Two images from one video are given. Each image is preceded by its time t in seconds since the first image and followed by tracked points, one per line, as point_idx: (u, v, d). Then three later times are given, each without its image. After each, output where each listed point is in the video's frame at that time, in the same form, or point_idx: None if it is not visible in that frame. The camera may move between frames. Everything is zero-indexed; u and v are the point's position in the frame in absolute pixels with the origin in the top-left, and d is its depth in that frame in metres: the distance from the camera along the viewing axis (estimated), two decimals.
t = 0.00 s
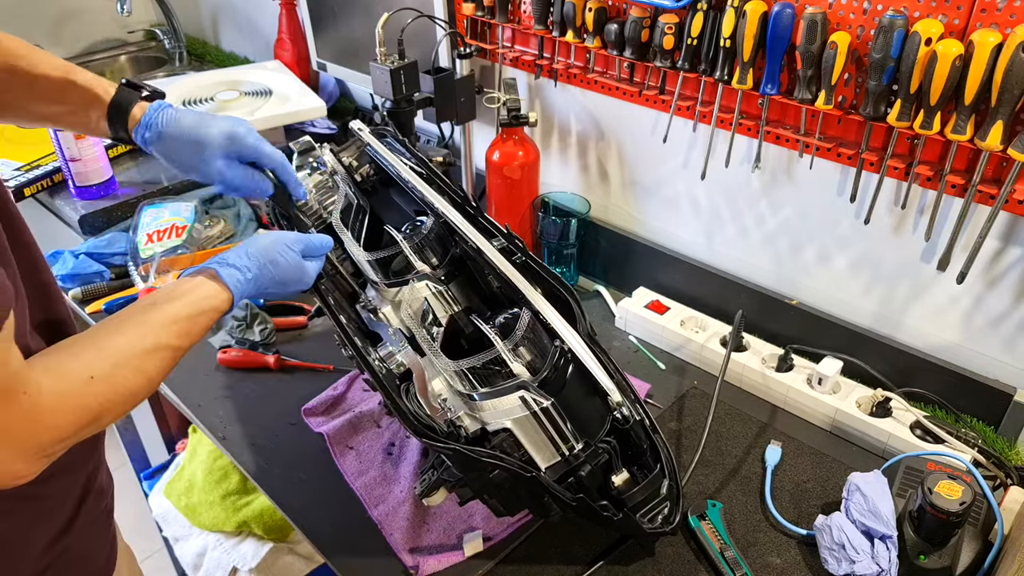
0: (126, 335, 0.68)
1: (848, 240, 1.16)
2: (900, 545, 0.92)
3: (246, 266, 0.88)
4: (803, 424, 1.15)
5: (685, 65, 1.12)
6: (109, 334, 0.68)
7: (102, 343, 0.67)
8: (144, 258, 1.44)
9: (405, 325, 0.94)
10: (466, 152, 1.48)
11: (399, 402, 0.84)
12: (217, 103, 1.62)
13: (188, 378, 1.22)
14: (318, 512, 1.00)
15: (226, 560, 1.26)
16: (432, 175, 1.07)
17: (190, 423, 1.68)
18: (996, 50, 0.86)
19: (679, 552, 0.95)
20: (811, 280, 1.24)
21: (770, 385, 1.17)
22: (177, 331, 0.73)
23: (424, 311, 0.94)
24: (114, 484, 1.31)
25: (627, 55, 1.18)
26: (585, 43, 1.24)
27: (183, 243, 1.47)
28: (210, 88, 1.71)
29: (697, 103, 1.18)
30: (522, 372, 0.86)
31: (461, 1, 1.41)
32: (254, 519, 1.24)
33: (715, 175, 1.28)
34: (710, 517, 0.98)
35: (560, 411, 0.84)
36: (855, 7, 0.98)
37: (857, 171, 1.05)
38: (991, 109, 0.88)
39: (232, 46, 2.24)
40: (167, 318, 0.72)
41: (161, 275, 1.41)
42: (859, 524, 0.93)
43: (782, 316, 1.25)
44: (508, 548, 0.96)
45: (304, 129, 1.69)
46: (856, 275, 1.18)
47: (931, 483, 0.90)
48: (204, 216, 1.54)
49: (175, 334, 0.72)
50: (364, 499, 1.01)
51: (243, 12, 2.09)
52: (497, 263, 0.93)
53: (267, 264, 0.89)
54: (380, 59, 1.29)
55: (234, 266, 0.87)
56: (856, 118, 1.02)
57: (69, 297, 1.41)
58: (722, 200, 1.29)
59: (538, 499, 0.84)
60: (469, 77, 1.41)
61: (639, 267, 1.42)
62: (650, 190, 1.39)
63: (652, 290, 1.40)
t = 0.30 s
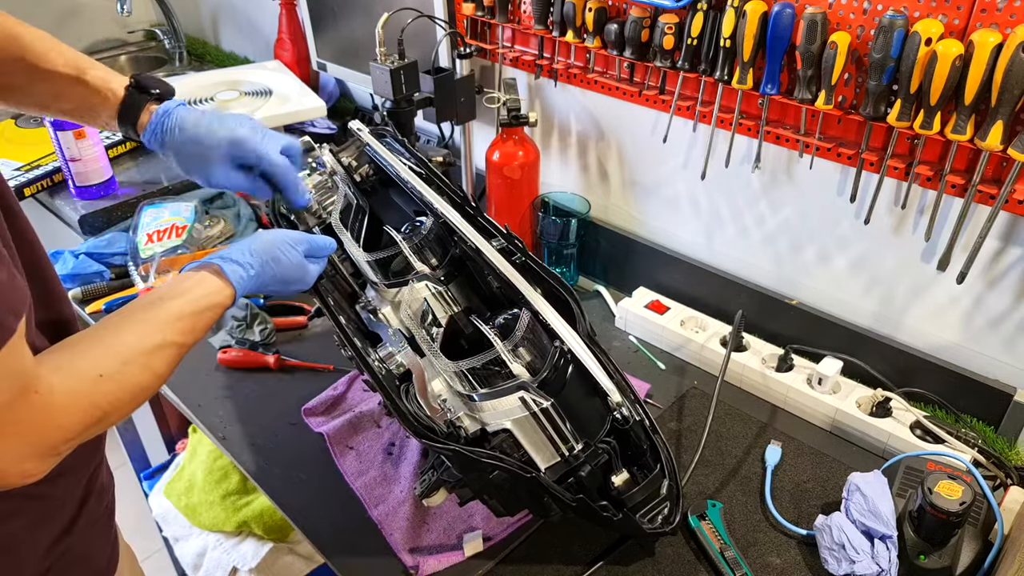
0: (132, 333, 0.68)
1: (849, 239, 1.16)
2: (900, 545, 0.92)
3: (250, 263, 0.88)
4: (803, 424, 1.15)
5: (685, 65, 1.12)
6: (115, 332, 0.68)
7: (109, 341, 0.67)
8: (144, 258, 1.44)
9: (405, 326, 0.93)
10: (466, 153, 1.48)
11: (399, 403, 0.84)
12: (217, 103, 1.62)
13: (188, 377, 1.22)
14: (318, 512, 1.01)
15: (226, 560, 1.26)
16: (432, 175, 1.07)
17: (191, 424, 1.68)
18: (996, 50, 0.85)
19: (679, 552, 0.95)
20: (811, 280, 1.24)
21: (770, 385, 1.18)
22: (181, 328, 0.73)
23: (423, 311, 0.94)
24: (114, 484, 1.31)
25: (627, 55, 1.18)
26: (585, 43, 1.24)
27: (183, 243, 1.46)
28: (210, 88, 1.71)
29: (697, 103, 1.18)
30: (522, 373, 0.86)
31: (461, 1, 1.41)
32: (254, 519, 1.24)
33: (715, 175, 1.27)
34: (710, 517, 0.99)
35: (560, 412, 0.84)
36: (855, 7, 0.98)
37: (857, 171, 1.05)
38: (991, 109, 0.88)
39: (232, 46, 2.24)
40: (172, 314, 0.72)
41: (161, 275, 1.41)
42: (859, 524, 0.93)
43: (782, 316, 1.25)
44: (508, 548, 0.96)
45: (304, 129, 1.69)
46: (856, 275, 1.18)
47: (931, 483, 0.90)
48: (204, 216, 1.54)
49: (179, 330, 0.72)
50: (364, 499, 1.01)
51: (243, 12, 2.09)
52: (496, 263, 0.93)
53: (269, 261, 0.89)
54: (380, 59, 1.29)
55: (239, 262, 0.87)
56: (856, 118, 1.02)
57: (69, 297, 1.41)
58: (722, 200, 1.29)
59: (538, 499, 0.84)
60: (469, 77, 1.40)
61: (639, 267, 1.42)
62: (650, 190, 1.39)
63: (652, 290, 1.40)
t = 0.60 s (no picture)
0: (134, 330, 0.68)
1: (849, 240, 1.16)
2: (900, 545, 0.92)
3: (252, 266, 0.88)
4: (803, 424, 1.15)
5: (685, 65, 1.12)
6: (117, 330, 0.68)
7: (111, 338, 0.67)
8: (145, 258, 1.45)
9: (405, 325, 0.93)
10: (467, 153, 1.48)
11: (398, 402, 0.86)
12: (217, 103, 1.62)
13: (189, 377, 1.22)
14: (319, 511, 1.00)
15: (226, 560, 1.26)
16: (436, 175, 1.06)
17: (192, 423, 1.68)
18: (996, 50, 0.86)
19: (679, 552, 0.95)
20: (811, 280, 1.24)
21: (771, 385, 1.17)
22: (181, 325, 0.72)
23: (424, 310, 0.94)
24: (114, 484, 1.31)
25: (628, 55, 1.18)
26: (585, 43, 1.24)
27: (183, 243, 1.48)
28: (210, 88, 1.71)
29: (698, 104, 1.18)
30: (522, 373, 0.86)
31: (461, 2, 1.41)
32: (254, 519, 1.24)
33: (715, 175, 1.27)
34: (711, 517, 0.98)
35: (561, 414, 0.84)
36: (855, 7, 0.98)
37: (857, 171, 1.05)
38: (991, 109, 0.89)
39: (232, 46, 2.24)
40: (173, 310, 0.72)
41: (162, 275, 1.42)
42: (860, 524, 0.93)
43: (783, 316, 1.25)
44: (508, 548, 0.96)
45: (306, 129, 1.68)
46: (856, 275, 1.18)
47: (931, 483, 0.90)
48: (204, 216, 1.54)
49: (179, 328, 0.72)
50: (365, 498, 1.01)
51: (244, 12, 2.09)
52: (498, 264, 0.94)
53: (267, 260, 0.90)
54: (380, 59, 1.29)
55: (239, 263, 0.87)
56: (856, 118, 1.02)
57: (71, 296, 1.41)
58: (722, 200, 1.29)
59: (537, 500, 0.84)
60: (469, 77, 1.40)
61: (639, 267, 1.42)
62: (651, 191, 1.39)
63: (652, 290, 1.40)
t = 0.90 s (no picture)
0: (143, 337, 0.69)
1: (849, 240, 1.16)
2: (900, 545, 0.92)
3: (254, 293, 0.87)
4: (803, 424, 1.15)
5: (685, 65, 1.12)
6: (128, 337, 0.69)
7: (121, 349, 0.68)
8: (145, 257, 1.45)
9: (405, 325, 0.93)
10: (467, 152, 1.48)
11: (398, 403, 0.86)
12: (217, 103, 1.62)
13: (189, 377, 1.22)
14: (319, 511, 1.01)
15: (226, 560, 1.26)
16: (435, 175, 1.05)
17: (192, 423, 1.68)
18: (997, 51, 0.86)
19: (679, 552, 0.95)
20: (811, 280, 1.24)
21: (770, 385, 1.18)
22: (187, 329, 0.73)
23: (423, 311, 0.94)
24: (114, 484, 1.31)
25: (628, 55, 1.18)
26: (585, 43, 1.24)
27: (183, 243, 1.49)
28: (210, 88, 1.71)
29: (698, 104, 1.18)
30: (522, 373, 0.86)
31: (461, 2, 1.41)
32: (254, 519, 1.24)
33: (715, 175, 1.27)
34: (711, 517, 0.98)
35: (560, 415, 0.84)
36: (855, 7, 0.98)
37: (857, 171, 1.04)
38: (991, 109, 0.89)
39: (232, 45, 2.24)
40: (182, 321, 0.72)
41: (162, 275, 1.43)
42: (860, 524, 0.93)
43: (783, 316, 1.25)
44: (508, 548, 0.96)
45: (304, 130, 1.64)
46: (856, 275, 1.18)
47: (931, 483, 0.90)
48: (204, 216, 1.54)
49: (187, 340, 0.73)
50: (365, 497, 1.01)
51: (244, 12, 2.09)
52: (496, 264, 0.93)
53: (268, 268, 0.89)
54: (380, 59, 1.29)
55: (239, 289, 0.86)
56: (856, 118, 1.02)
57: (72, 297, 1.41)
58: (722, 200, 1.29)
59: (536, 500, 0.84)
60: (469, 77, 1.40)
61: (639, 267, 1.42)
62: (651, 191, 1.39)
63: (652, 290, 1.40)
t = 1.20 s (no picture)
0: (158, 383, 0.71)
1: (849, 239, 1.16)
2: (900, 545, 0.92)
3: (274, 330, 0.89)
4: (803, 424, 1.15)
5: (685, 65, 1.12)
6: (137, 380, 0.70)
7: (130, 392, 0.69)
8: (145, 258, 1.45)
9: (406, 325, 0.93)
10: (467, 152, 1.48)
11: (399, 402, 0.85)
12: (217, 103, 1.62)
13: (189, 377, 1.22)
14: (319, 510, 1.01)
15: (226, 560, 1.26)
16: (436, 175, 1.05)
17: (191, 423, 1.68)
18: (997, 51, 0.85)
19: (679, 552, 0.95)
20: (811, 280, 1.25)
21: (771, 385, 1.18)
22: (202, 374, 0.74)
23: (425, 310, 0.94)
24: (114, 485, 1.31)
25: (628, 55, 1.18)
26: (585, 43, 1.24)
27: (183, 243, 1.49)
28: (210, 88, 1.71)
29: (698, 104, 1.18)
30: (522, 373, 0.87)
31: (461, 2, 1.41)
32: (254, 519, 1.24)
33: (715, 175, 1.27)
34: (711, 517, 0.98)
35: (561, 414, 0.84)
36: (855, 7, 0.98)
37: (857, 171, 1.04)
38: (991, 110, 0.89)
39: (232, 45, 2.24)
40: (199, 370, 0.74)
41: (162, 275, 1.43)
42: (860, 524, 0.93)
43: (783, 316, 1.25)
44: (508, 548, 0.96)
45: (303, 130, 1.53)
46: (856, 275, 1.18)
47: (931, 483, 0.90)
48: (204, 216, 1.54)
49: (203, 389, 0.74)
50: (365, 497, 1.01)
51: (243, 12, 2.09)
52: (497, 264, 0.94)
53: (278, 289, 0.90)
54: (380, 59, 1.29)
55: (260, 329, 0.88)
56: (856, 118, 1.02)
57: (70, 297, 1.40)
58: (722, 200, 1.29)
59: (537, 500, 0.84)
60: (469, 77, 1.40)
61: (639, 267, 1.42)
62: (651, 191, 1.39)
63: (652, 290, 1.40)
